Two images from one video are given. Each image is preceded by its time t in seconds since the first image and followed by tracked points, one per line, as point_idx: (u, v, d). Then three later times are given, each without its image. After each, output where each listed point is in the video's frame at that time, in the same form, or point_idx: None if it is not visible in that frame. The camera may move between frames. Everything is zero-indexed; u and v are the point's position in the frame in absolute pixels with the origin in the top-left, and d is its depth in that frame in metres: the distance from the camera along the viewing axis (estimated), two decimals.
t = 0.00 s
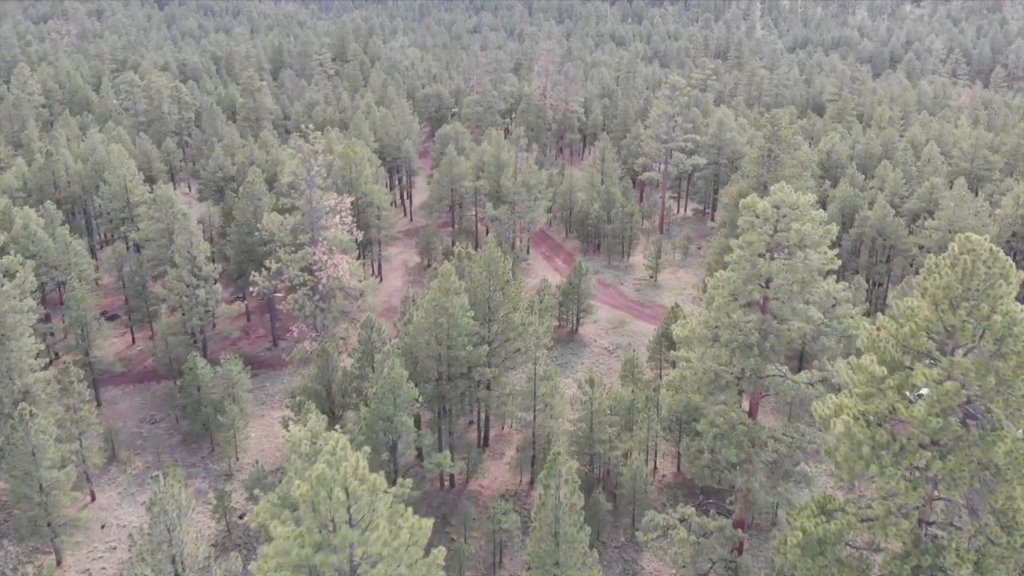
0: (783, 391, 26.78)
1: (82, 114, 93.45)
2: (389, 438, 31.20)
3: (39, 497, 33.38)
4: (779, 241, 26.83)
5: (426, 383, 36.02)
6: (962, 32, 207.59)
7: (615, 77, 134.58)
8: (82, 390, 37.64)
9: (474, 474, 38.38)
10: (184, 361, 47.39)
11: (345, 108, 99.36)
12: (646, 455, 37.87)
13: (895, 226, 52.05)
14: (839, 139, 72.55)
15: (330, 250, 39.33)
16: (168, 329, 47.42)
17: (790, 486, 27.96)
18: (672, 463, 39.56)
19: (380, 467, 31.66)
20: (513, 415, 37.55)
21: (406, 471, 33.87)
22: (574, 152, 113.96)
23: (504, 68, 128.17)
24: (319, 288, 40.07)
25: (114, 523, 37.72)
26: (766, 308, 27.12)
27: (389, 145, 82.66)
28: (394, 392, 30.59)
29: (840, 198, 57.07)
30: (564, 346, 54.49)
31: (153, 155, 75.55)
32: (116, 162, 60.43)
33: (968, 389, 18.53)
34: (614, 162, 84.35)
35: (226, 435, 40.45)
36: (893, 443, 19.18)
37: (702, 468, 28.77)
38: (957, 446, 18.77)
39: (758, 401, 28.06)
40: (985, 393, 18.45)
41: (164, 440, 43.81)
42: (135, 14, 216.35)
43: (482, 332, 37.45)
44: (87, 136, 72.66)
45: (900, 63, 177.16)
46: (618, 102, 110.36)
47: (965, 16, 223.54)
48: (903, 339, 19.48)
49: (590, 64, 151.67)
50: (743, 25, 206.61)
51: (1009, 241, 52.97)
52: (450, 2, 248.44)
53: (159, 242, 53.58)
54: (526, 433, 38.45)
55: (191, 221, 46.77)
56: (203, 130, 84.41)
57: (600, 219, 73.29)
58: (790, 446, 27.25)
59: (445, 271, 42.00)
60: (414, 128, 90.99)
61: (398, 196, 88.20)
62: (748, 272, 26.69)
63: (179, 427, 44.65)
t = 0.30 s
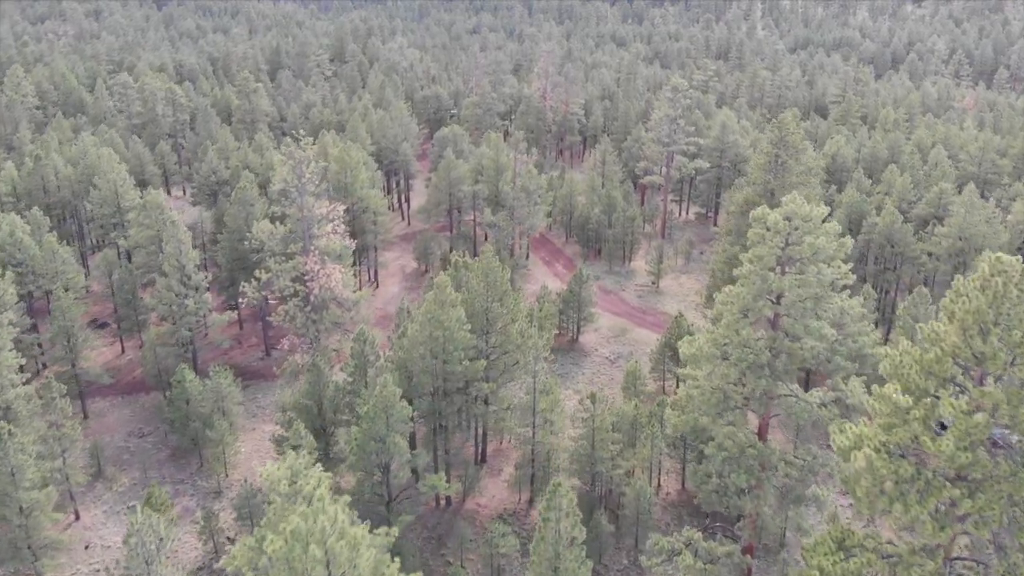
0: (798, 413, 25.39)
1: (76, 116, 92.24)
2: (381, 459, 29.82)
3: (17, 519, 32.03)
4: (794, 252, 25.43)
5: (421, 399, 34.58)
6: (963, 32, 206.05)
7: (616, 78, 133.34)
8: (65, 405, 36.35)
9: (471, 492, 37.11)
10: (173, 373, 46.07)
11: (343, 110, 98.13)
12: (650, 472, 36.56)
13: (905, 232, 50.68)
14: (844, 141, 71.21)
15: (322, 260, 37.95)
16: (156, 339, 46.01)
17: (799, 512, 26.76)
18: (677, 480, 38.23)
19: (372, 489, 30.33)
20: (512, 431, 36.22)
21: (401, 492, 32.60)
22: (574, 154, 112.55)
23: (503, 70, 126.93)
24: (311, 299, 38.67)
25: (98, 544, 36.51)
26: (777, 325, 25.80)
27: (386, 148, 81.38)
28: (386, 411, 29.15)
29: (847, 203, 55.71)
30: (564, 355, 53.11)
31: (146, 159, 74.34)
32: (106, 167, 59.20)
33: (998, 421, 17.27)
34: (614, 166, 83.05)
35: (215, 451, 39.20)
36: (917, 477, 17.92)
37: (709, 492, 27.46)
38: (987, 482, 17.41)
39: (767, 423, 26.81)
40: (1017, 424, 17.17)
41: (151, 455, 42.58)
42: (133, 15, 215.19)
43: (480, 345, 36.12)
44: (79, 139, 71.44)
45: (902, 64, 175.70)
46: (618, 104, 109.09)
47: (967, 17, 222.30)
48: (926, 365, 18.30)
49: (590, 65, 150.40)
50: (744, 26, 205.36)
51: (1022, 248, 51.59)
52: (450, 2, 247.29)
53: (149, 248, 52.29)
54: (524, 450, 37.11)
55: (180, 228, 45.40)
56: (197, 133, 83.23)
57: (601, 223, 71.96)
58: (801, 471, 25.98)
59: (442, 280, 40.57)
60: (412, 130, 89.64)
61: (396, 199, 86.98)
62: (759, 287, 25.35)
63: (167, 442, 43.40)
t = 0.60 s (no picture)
0: (810, 442, 24.16)
1: (69, 119, 91.05)
2: (372, 487, 28.57)
3: None
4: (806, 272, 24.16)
5: (414, 421, 33.30)
6: (965, 33, 204.53)
7: (616, 80, 132.14)
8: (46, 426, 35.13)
9: (467, 515, 35.95)
10: (161, 388, 44.82)
11: (340, 114, 96.89)
12: (654, 495, 35.34)
13: (914, 242, 49.36)
14: (850, 147, 69.90)
15: (313, 273, 36.62)
16: (144, 353, 44.78)
17: (809, 545, 25.54)
18: (681, 502, 37.02)
19: (363, 517, 29.18)
20: (510, 453, 34.96)
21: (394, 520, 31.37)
22: (574, 157, 111.25)
23: (502, 72, 125.75)
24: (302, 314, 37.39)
25: (81, 569, 35.36)
26: (788, 350, 24.55)
27: (383, 153, 80.17)
28: (377, 437, 27.87)
29: (854, 211, 54.38)
30: (564, 367, 51.74)
31: (139, 164, 73.18)
32: (96, 174, 57.96)
33: None
34: (615, 170, 81.76)
35: (203, 472, 38.06)
36: (943, 527, 16.72)
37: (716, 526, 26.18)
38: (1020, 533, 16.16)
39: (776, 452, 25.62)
40: None
41: (138, 474, 41.48)
42: (130, 15, 214.01)
43: (476, 363, 34.82)
44: (70, 144, 70.22)
45: (904, 65, 174.27)
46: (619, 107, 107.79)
47: (969, 17, 220.97)
48: (953, 404, 17.13)
49: (590, 66, 149.17)
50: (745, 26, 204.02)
51: None
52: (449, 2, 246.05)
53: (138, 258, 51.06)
54: (523, 472, 35.84)
55: (168, 238, 44.07)
56: (192, 137, 82.01)
57: (602, 230, 70.71)
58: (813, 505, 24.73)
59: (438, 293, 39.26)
60: (409, 133, 88.37)
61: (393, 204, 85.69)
62: (769, 310, 24.03)
63: (155, 460, 42.29)
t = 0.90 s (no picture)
0: (823, 480, 22.99)
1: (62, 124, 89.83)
2: (363, 522, 27.37)
3: None
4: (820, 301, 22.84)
5: (408, 448, 32.01)
6: (968, 35, 203.10)
7: (616, 83, 130.94)
8: (25, 452, 33.97)
9: (462, 544, 34.88)
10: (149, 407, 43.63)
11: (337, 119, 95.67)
12: (657, 523, 34.24)
13: (923, 256, 48.07)
14: (855, 154, 68.68)
15: (304, 292, 35.33)
16: (132, 371, 43.51)
17: None
18: (685, 529, 35.94)
19: (354, 553, 28.03)
20: (508, 480, 33.81)
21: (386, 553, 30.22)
22: (574, 162, 109.97)
23: (501, 75, 124.51)
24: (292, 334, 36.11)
25: None
26: (800, 383, 23.31)
27: (381, 159, 78.91)
28: (368, 471, 26.61)
29: (862, 223, 53.13)
30: (564, 383, 50.42)
31: (131, 172, 72.01)
32: (85, 184, 56.66)
33: None
34: (616, 177, 80.53)
35: (190, 497, 36.98)
36: None
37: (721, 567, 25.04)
38: None
39: (785, 490, 24.50)
40: None
41: (125, 498, 40.41)
42: (128, 16, 212.71)
43: (472, 386, 33.57)
44: (61, 151, 69.00)
45: (907, 68, 172.92)
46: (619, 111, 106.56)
47: (971, 18, 219.62)
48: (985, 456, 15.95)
49: (591, 69, 147.90)
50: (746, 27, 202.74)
51: None
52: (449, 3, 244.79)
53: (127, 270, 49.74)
54: (521, 499, 34.68)
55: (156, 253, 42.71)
56: (186, 143, 80.80)
57: (602, 238, 69.51)
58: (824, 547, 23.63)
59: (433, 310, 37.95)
60: (407, 139, 87.16)
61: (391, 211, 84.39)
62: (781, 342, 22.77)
63: (142, 483, 41.24)
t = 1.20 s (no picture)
0: (840, 526, 21.63)
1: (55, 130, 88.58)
2: (353, 562, 26.07)
3: None
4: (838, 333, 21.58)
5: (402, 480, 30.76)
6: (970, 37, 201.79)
7: (616, 87, 129.73)
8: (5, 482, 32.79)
9: None
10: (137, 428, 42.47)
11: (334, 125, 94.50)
12: (661, 555, 33.16)
13: (933, 270, 46.78)
14: (861, 163, 67.41)
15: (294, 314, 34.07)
16: (119, 391, 42.25)
17: None
18: (690, 562, 34.99)
19: None
20: (506, 511, 32.55)
21: None
22: (574, 167, 108.77)
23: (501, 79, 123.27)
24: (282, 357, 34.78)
25: None
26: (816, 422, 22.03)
27: (378, 166, 77.63)
28: (359, 509, 25.41)
29: (870, 235, 51.83)
30: (565, 400, 49.03)
31: (124, 180, 71.05)
32: (74, 195, 55.41)
33: None
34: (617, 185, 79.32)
35: (177, 526, 35.93)
36: None
37: None
38: None
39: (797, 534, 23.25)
40: None
41: (112, 524, 39.46)
42: (125, 18, 211.40)
43: (469, 414, 32.38)
44: (51, 160, 67.79)
45: (909, 70, 171.56)
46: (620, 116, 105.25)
47: (972, 20, 218.16)
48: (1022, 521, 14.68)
49: (591, 72, 146.64)
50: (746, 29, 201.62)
51: None
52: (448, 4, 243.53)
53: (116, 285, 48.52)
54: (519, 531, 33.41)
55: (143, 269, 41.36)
56: (180, 151, 79.59)
57: (603, 248, 68.26)
58: None
59: (429, 330, 36.67)
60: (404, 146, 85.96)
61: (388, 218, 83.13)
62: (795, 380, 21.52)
63: (129, 508, 40.27)
